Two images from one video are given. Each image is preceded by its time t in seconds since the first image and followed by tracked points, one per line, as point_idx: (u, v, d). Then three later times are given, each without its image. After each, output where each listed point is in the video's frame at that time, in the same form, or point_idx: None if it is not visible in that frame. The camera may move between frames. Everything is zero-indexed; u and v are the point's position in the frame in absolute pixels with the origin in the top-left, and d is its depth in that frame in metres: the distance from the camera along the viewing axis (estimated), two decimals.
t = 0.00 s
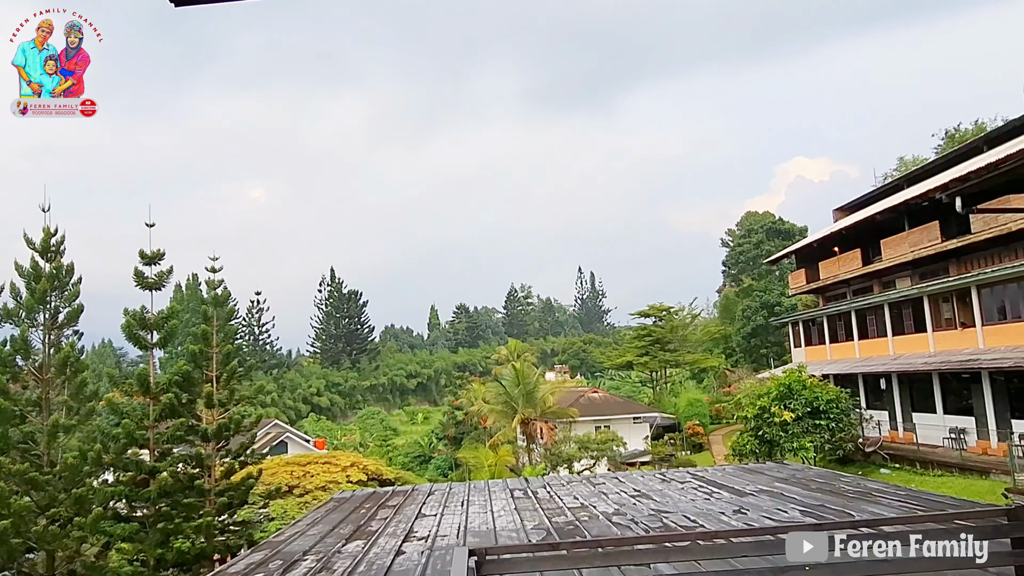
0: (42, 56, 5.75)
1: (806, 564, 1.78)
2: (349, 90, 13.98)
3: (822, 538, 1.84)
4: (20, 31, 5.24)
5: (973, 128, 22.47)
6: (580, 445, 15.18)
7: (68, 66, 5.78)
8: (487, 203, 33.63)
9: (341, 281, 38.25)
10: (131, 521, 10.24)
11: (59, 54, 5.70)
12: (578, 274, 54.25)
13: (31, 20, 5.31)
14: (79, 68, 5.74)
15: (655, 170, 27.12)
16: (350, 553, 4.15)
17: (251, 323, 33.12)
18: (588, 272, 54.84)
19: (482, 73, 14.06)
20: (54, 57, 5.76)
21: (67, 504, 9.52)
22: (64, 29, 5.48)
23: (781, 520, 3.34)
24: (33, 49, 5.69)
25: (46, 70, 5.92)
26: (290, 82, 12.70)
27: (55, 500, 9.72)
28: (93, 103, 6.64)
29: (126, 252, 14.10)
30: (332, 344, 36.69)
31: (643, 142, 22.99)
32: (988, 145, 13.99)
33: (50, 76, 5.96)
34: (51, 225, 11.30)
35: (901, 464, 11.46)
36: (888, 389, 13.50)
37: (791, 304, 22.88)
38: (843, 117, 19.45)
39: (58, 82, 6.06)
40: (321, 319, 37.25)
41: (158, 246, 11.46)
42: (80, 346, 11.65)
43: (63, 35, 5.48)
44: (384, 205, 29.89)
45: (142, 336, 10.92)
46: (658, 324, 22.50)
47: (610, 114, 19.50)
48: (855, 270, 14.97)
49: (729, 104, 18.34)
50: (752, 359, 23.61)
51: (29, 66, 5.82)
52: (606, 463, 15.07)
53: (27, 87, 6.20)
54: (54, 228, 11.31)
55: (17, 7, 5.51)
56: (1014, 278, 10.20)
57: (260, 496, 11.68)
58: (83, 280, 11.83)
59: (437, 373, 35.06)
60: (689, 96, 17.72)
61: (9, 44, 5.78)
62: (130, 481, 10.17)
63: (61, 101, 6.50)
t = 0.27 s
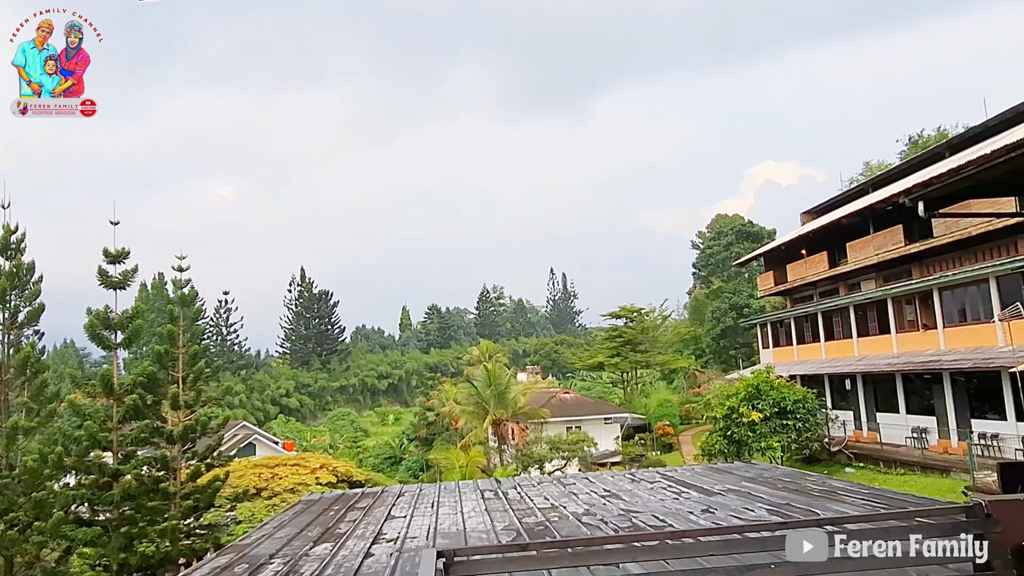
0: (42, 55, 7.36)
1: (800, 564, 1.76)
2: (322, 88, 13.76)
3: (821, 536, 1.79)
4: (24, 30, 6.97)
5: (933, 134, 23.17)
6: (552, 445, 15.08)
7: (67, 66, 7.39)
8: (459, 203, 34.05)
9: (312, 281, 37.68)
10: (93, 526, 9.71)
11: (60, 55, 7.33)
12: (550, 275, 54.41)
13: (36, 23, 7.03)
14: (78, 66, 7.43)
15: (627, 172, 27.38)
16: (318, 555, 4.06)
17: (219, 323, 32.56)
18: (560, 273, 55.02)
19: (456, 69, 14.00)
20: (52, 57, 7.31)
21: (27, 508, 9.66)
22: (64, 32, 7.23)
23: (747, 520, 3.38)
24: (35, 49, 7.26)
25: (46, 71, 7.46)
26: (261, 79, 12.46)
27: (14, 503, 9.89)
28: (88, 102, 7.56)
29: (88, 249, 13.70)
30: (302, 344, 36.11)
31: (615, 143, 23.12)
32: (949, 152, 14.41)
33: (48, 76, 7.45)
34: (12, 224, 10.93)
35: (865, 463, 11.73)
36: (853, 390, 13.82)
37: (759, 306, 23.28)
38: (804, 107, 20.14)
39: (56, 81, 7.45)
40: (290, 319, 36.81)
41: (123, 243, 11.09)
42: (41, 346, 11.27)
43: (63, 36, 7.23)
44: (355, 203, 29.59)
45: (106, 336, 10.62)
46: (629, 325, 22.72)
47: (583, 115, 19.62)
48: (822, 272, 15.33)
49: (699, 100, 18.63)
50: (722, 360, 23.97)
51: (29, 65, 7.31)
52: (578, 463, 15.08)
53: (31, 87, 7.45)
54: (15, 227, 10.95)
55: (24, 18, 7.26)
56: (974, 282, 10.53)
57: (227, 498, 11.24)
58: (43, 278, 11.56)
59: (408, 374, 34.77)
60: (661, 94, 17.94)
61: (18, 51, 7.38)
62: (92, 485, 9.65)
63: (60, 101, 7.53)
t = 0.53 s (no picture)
0: (42, 55, 8.16)
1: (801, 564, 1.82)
2: (292, 85, 13.48)
3: (822, 536, 1.85)
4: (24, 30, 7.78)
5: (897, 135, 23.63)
6: (523, 446, 14.94)
7: (66, 65, 8.19)
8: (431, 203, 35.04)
9: (280, 281, 36.85)
10: (52, 530, 9.43)
11: (59, 55, 8.16)
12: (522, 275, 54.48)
13: (35, 24, 7.83)
14: (77, 66, 8.22)
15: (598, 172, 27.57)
16: (283, 560, 3.85)
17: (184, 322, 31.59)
18: (532, 274, 55.11)
19: (429, 66, 13.89)
20: (52, 56, 8.20)
21: None
22: (64, 33, 8.05)
23: (716, 518, 3.40)
24: (34, 49, 8.05)
25: (46, 71, 8.24)
26: (229, 73, 12.15)
27: None
28: (87, 102, 8.19)
29: (48, 244, 13.23)
30: (270, 344, 35.18)
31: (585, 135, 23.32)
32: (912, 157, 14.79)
33: (48, 76, 8.24)
34: None
35: (830, 461, 12.01)
36: (818, 389, 14.13)
37: (728, 306, 23.68)
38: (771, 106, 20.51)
39: (57, 81, 8.27)
40: (258, 318, 35.85)
41: (85, 240, 10.70)
42: None
43: (62, 36, 8.04)
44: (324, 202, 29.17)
45: (66, 336, 10.27)
46: (599, 326, 22.86)
47: (554, 113, 19.69)
48: (789, 274, 15.62)
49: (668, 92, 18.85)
50: (691, 360, 24.30)
51: (30, 65, 8.10)
52: (548, 464, 14.90)
53: (30, 88, 8.23)
54: None
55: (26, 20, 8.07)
56: (935, 284, 10.86)
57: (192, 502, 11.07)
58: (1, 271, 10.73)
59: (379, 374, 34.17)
60: (632, 92, 18.10)
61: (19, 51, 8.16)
62: (51, 489, 9.34)
63: (59, 101, 8.29)
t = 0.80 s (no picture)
0: (42, 55, 8.25)
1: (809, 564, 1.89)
2: (263, 79, 13.21)
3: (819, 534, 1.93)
4: (24, 30, 7.79)
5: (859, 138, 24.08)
6: (491, 446, 14.60)
7: (66, 65, 8.31)
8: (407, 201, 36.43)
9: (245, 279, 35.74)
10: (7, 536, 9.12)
11: (59, 55, 8.26)
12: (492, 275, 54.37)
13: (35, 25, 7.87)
14: (77, 66, 8.36)
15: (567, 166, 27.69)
16: (242, 567, 3.42)
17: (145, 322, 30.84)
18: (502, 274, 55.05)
19: (401, 60, 13.81)
20: (52, 56, 8.28)
21: None
22: (63, 33, 8.11)
23: (683, 516, 3.42)
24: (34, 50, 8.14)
25: (45, 70, 8.34)
26: (195, 66, 11.82)
27: None
28: (87, 102, 8.31)
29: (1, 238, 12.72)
30: (233, 345, 34.13)
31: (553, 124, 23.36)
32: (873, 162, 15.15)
33: (48, 76, 8.35)
34: None
35: (793, 460, 12.24)
36: (782, 389, 14.26)
37: (695, 307, 23.99)
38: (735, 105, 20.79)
39: (57, 81, 8.39)
40: (223, 318, 34.87)
41: (42, 237, 10.30)
42: None
43: (61, 36, 8.12)
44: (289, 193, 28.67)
45: (21, 336, 9.90)
46: (568, 326, 22.89)
47: (523, 104, 19.73)
48: (754, 275, 15.88)
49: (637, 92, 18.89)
50: (659, 360, 24.54)
51: (30, 65, 8.17)
52: (516, 464, 14.64)
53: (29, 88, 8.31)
54: None
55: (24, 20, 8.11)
56: (895, 286, 11.10)
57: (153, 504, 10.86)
58: None
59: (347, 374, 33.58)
60: (603, 89, 18.11)
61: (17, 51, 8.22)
62: (5, 493, 9.04)
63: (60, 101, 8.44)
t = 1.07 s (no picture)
0: (42, 55, 8.52)
1: (806, 563, 1.92)
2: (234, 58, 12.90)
3: (822, 536, 1.94)
4: (25, 30, 8.05)
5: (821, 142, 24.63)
6: (459, 445, 14.62)
7: (66, 65, 8.66)
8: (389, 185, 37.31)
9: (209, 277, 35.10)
10: None
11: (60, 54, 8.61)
12: (461, 275, 54.14)
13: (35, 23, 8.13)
14: (77, 66, 8.73)
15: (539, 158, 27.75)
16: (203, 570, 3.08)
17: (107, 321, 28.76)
18: (471, 274, 55.01)
19: (371, 44, 13.75)
20: (53, 56, 8.61)
21: None
22: (63, 32, 8.49)
23: (648, 514, 3.46)
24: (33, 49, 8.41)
25: (46, 70, 8.63)
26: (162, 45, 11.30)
27: None
28: (89, 103, 8.59)
29: None
30: (197, 344, 33.47)
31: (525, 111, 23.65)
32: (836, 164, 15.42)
33: (48, 76, 8.65)
34: None
35: (757, 458, 12.43)
36: (746, 387, 14.43)
37: (662, 307, 24.27)
38: (701, 89, 21.33)
39: (57, 80, 8.77)
40: (185, 317, 34.15)
41: None
42: None
43: (61, 37, 8.49)
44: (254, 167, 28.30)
45: None
46: (537, 325, 22.70)
47: (492, 92, 19.79)
48: (720, 276, 16.09)
49: (608, 80, 18.82)
50: (626, 360, 24.75)
51: (32, 66, 8.45)
52: (483, 463, 14.57)
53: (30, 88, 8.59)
54: None
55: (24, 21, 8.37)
56: (856, 287, 11.32)
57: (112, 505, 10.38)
58: None
59: (313, 374, 33.29)
60: (573, 77, 17.99)
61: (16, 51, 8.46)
62: None
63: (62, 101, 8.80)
